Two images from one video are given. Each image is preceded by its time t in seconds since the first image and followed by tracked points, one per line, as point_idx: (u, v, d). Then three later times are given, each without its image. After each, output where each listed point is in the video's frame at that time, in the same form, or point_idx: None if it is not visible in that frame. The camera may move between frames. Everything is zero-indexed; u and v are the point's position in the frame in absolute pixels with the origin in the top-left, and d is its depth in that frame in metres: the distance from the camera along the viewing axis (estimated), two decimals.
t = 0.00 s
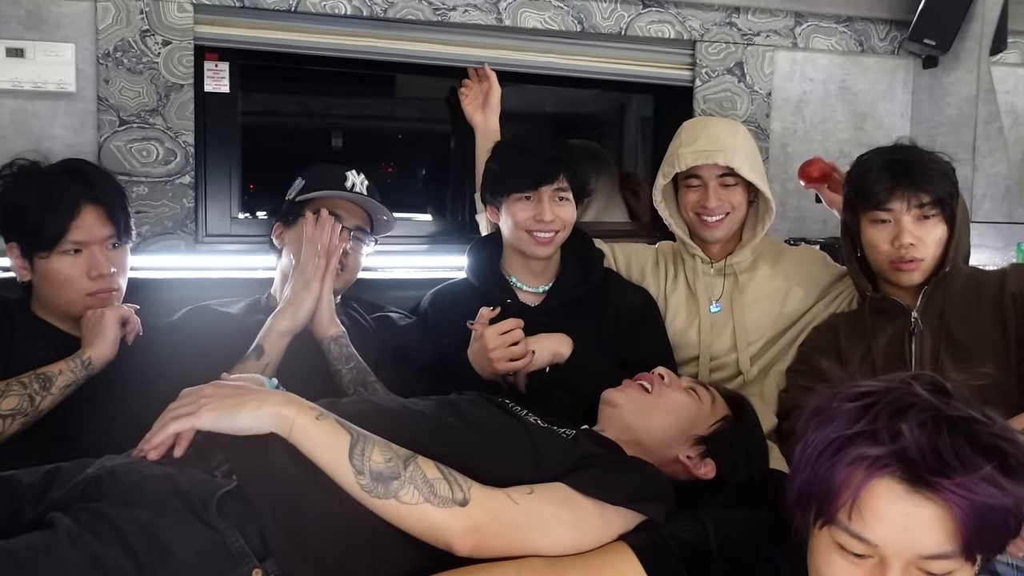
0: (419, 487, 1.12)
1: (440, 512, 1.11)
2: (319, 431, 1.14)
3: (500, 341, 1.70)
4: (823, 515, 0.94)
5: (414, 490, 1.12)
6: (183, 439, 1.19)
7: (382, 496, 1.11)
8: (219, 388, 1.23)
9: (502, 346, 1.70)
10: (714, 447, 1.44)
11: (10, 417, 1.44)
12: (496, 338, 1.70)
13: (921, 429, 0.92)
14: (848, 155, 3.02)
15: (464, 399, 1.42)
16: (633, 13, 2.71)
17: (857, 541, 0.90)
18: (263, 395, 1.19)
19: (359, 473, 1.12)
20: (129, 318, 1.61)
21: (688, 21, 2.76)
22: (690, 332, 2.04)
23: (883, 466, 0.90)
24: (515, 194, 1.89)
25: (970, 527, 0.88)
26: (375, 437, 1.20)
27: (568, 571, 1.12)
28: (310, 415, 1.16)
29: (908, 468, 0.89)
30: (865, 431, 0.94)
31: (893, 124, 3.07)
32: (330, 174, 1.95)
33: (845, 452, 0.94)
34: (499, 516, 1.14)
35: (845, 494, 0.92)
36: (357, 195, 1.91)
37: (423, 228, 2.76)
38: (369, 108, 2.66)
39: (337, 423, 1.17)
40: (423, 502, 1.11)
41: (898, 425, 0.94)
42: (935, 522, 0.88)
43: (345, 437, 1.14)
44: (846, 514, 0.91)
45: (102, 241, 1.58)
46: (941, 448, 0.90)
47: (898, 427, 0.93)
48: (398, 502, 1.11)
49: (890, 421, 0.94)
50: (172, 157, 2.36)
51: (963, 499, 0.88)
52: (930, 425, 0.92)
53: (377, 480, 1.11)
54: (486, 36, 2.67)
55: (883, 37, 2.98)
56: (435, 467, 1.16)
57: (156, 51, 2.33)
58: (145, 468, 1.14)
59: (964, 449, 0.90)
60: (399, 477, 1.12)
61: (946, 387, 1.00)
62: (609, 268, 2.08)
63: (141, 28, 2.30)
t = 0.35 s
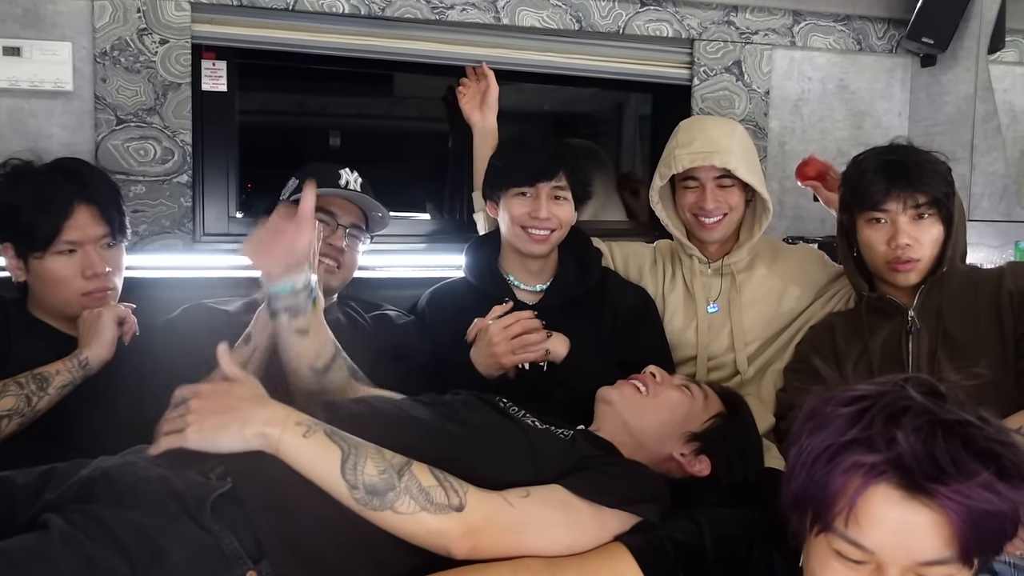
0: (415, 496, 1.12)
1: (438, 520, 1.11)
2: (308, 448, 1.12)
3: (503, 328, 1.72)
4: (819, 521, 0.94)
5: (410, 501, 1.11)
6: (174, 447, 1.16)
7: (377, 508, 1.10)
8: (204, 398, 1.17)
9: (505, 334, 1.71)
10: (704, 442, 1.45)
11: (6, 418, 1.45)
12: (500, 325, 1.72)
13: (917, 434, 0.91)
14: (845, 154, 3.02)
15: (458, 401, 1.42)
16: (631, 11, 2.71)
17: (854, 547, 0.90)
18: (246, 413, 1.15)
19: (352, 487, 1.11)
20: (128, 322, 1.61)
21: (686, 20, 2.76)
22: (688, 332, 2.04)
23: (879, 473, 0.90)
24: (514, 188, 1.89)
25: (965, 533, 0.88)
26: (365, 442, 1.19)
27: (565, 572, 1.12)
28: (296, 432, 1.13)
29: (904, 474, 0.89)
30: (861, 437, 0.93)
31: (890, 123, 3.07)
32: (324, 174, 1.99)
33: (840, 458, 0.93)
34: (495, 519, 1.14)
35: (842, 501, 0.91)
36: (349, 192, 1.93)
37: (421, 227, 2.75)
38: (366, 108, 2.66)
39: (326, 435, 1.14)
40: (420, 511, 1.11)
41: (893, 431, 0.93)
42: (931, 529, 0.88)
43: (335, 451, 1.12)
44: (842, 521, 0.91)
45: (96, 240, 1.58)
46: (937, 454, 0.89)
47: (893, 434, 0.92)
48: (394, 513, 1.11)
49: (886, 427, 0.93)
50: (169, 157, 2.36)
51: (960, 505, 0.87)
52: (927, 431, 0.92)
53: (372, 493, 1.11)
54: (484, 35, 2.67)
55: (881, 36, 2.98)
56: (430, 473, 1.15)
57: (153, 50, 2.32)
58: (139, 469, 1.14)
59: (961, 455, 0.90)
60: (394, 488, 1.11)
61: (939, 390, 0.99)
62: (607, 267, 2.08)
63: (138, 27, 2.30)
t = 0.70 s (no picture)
0: (412, 489, 1.12)
1: (435, 513, 1.11)
2: (306, 444, 1.13)
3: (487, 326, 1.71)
4: (844, 539, 0.86)
5: (407, 494, 1.11)
6: (172, 445, 1.19)
7: (374, 502, 1.10)
8: (204, 399, 1.21)
9: (489, 333, 1.71)
10: (702, 438, 1.45)
11: (5, 416, 1.45)
12: (484, 323, 1.72)
13: (957, 453, 0.83)
14: (844, 153, 3.02)
15: (458, 397, 1.42)
16: (630, 10, 2.71)
17: (882, 564, 0.83)
18: (247, 411, 1.18)
19: (350, 480, 1.11)
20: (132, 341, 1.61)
21: (684, 18, 2.76)
22: (687, 330, 2.04)
23: (918, 496, 0.81)
24: (514, 184, 1.90)
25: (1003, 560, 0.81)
26: (361, 441, 1.20)
27: (563, 571, 1.13)
28: (295, 427, 1.15)
29: (942, 496, 0.81)
30: (895, 453, 0.84)
31: (889, 121, 3.07)
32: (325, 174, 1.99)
33: (873, 476, 0.84)
34: (495, 515, 1.14)
35: (873, 521, 0.84)
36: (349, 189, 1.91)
37: (420, 226, 2.75)
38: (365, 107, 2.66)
39: (324, 433, 1.15)
40: (417, 505, 1.11)
41: (929, 447, 0.84)
42: (967, 554, 0.81)
43: (333, 447, 1.13)
44: (873, 542, 0.83)
45: (94, 239, 1.58)
46: (977, 474, 0.81)
47: (932, 452, 0.83)
48: (392, 507, 1.11)
49: (922, 443, 0.84)
50: (167, 156, 2.35)
51: (1001, 532, 0.80)
52: (965, 448, 0.83)
53: (369, 487, 1.11)
54: (482, 34, 2.67)
55: (880, 35, 2.99)
56: (427, 469, 1.16)
57: (152, 49, 2.32)
58: (138, 468, 1.14)
59: (1005, 476, 0.81)
60: (391, 482, 1.12)
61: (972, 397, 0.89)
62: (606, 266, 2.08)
63: (136, 26, 2.30)
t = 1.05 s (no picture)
0: (412, 491, 1.12)
1: (434, 515, 1.11)
2: (306, 445, 1.13)
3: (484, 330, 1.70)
4: (867, 551, 0.80)
5: (407, 496, 1.11)
6: (171, 446, 1.19)
7: (374, 504, 1.10)
8: (203, 401, 1.21)
9: (485, 335, 1.70)
10: (704, 448, 1.45)
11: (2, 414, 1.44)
12: (480, 326, 1.70)
13: (994, 469, 0.76)
14: (843, 154, 3.02)
15: (456, 395, 1.43)
16: (629, 11, 2.71)
17: None
18: (246, 412, 1.17)
19: (349, 482, 1.11)
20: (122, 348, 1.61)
21: (683, 19, 2.76)
22: (685, 331, 2.04)
23: (950, 513, 0.75)
24: (515, 181, 1.91)
25: None
26: (361, 442, 1.20)
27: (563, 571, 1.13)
28: (295, 428, 1.15)
29: (974, 514, 0.75)
30: (927, 468, 0.77)
31: (888, 122, 3.07)
32: (322, 172, 1.96)
33: (903, 491, 0.77)
34: (494, 517, 1.14)
35: (902, 536, 0.77)
36: (348, 188, 1.91)
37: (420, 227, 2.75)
38: (364, 107, 2.66)
39: (323, 433, 1.16)
40: (417, 507, 1.11)
41: (963, 462, 0.76)
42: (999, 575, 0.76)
43: (333, 448, 1.13)
44: (901, 557, 0.78)
45: (92, 241, 1.57)
46: (1015, 492, 0.75)
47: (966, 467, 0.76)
48: (391, 509, 1.11)
49: (955, 458, 0.77)
50: (167, 156, 2.35)
51: None
52: (1003, 465, 0.76)
53: (369, 488, 1.11)
54: (481, 34, 2.67)
55: (879, 36, 2.99)
56: (427, 470, 1.16)
57: (151, 50, 2.32)
58: (135, 470, 1.14)
59: None
60: (391, 483, 1.12)
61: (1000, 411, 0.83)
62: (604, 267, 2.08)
63: (136, 27, 2.30)
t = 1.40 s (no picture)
0: (411, 494, 1.12)
1: (434, 518, 1.11)
2: (305, 447, 1.13)
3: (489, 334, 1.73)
4: (869, 556, 0.78)
5: (406, 499, 1.11)
6: (171, 447, 1.19)
7: (373, 507, 1.10)
8: (203, 402, 1.21)
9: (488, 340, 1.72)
10: (705, 448, 1.45)
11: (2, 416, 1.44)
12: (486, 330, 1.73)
13: (1002, 474, 0.73)
14: (843, 156, 3.02)
15: (454, 398, 1.43)
16: (629, 14, 2.72)
17: None
18: (247, 414, 1.17)
19: (349, 484, 1.11)
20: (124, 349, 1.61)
21: (683, 22, 2.77)
22: (684, 332, 2.04)
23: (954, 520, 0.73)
24: (515, 184, 1.91)
25: None
26: (361, 445, 1.20)
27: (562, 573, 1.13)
28: (295, 430, 1.15)
29: (978, 520, 0.73)
30: (933, 474, 0.74)
31: (887, 125, 3.07)
32: (323, 176, 1.96)
33: (907, 498, 0.74)
34: (493, 519, 1.14)
35: (906, 542, 0.75)
36: (348, 190, 1.91)
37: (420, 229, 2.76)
38: (364, 110, 2.66)
39: (323, 436, 1.16)
40: (416, 510, 1.11)
41: (969, 468, 0.74)
42: None
43: (332, 450, 1.13)
44: (905, 563, 0.76)
45: (96, 244, 1.58)
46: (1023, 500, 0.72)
47: (972, 472, 0.74)
48: (390, 511, 1.10)
49: (962, 463, 0.74)
50: (167, 158, 2.35)
51: None
52: (1011, 471, 0.73)
53: (369, 490, 1.11)
54: (482, 37, 2.67)
55: (878, 38, 2.99)
56: (426, 473, 1.16)
57: (151, 52, 2.32)
58: (134, 471, 1.14)
59: None
60: (390, 486, 1.12)
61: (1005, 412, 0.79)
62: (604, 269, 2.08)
63: (135, 29, 2.30)
